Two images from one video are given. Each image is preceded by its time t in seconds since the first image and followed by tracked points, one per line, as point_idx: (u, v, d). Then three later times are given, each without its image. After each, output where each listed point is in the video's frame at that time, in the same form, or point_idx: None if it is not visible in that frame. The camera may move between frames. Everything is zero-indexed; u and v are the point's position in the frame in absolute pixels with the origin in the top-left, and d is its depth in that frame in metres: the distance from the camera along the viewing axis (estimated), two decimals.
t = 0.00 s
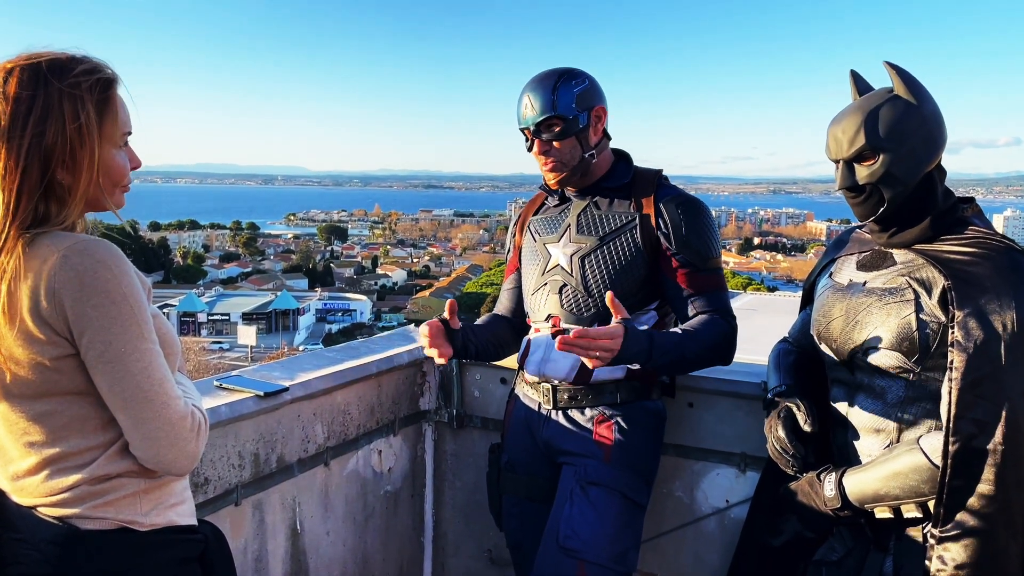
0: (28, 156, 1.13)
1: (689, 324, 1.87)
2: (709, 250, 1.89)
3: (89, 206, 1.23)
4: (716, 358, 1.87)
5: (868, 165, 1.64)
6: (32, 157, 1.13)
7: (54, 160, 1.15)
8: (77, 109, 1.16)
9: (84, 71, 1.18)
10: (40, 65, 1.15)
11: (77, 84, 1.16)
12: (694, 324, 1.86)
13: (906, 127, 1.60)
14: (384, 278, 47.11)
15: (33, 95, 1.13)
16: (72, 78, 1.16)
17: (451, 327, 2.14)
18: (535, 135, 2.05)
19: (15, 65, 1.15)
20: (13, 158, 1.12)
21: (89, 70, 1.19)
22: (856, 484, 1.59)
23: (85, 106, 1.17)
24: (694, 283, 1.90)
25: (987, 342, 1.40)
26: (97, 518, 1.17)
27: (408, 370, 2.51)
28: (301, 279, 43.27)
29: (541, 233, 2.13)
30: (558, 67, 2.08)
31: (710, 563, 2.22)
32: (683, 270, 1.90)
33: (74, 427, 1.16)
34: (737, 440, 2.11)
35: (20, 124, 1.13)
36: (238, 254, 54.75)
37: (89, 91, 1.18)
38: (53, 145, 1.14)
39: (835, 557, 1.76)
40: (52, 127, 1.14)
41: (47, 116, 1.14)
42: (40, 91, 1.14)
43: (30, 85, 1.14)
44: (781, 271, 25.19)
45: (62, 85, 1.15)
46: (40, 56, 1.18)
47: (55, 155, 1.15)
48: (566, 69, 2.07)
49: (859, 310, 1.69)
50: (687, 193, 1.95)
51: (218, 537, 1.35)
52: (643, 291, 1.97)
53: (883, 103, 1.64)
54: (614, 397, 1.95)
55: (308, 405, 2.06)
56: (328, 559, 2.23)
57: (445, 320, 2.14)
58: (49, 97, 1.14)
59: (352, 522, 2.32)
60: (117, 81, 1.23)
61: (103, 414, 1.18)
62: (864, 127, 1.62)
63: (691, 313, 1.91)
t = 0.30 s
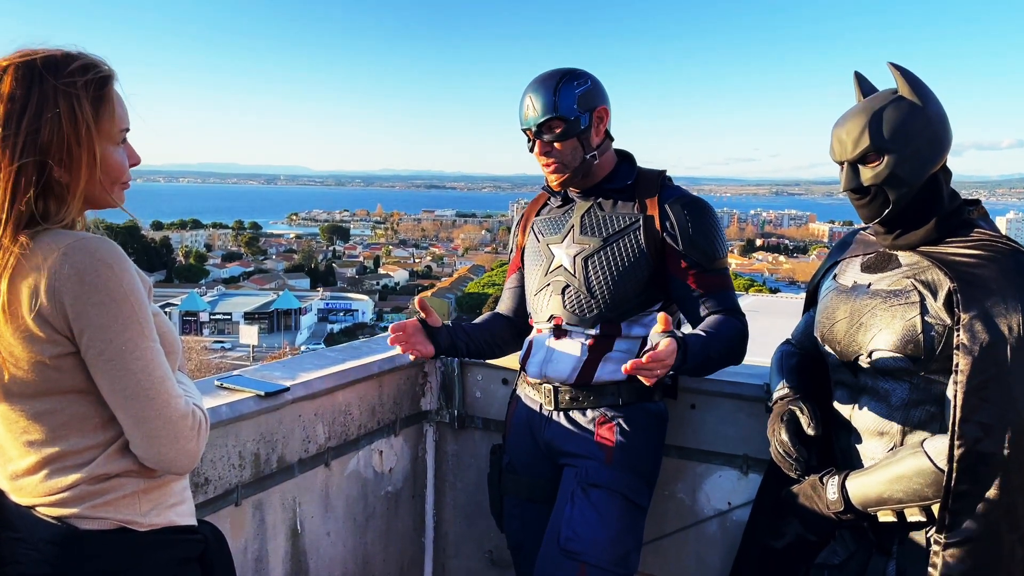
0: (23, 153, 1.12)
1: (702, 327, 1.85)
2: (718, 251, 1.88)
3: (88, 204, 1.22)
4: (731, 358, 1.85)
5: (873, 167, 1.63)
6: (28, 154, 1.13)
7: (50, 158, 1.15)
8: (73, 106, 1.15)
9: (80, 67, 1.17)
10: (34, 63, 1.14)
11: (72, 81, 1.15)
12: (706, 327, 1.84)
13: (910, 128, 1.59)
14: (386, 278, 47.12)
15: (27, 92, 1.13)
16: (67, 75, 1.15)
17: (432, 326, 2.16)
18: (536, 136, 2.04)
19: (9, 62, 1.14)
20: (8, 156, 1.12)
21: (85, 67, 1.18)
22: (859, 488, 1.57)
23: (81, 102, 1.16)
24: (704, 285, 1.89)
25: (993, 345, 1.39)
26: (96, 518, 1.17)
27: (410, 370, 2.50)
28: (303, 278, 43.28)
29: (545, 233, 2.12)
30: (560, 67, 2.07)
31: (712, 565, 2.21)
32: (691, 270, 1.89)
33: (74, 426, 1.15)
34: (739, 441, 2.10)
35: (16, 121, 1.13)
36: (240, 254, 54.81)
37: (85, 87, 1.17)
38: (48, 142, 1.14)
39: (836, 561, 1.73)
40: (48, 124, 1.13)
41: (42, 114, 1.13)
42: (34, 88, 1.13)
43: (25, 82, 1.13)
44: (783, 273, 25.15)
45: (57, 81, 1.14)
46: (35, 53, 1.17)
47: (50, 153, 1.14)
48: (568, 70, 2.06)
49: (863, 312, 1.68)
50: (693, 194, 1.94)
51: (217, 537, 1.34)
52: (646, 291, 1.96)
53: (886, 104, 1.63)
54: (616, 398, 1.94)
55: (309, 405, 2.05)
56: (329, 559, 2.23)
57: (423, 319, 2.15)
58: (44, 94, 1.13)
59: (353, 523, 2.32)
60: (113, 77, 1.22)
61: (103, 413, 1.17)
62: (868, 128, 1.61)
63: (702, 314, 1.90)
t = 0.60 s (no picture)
0: (33, 152, 1.13)
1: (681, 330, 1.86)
2: (716, 256, 1.86)
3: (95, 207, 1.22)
4: (718, 363, 1.86)
5: (875, 172, 1.62)
6: (37, 153, 1.13)
7: (59, 158, 1.15)
8: (86, 108, 1.15)
9: (95, 70, 1.18)
10: (50, 63, 1.15)
11: (86, 83, 1.16)
12: (686, 330, 1.85)
13: (911, 132, 1.59)
14: (389, 278, 47.15)
15: (41, 92, 1.13)
16: (82, 77, 1.16)
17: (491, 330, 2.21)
18: (545, 137, 2.04)
19: (26, 62, 1.15)
20: (18, 154, 1.12)
21: (100, 70, 1.18)
22: (862, 492, 1.57)
23: (94, 105, 1.16)
24: (698, 290, 1.88)
25: (997, 349, 1.39)
26: (99, 518, 1.16)
27: (412, 371, 2.50)
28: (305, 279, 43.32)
29: (549, 234, 2.12)
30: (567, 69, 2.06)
31: (715, 568, 2.20)
32: (686, 275, 1.88)
33: (79, 425, 1.15)
34: (742, 444, 2.10)
35: (27, 120, 1.13)
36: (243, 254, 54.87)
37: (99, 90, 1.17)
38: (58, 142, 1.14)
39: (841, 564, 1.74)
40: (59, 125, 1.14)
41: (54, 114, 1.13)
42: (48, 88, 1.13)
43: (39, 82, 1.13)
44: (786, 275, 25.11)
45: (71, 83, 1.14)
46: (51, 54, 1.18)
47: (60, 152, 1.14)
48: (576, 72, 2.06)
49: (867, 316, 1.67)
50: (694, 196, 1.93)
51: (219, 538, 1.34)
52: (649, 293, 1.96)
53: (887, 110, 1.62)
54: (619, 400, 1.93)
55: (312, 406, 2.05)
56: (331, 560, 2.23)
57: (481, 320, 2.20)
58: (57, 95, 1.14)
59: (355, 524, 2.32)
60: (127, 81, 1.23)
61: (108, 412, 1.17)
62: (869, 134, 1.61)
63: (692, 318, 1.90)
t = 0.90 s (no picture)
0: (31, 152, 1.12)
1: (689, 331, 1.85)
2: (723, 256, 1.85)
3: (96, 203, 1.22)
4: (730, 366, 1.85)
5: (881, 176, 1.62)
6: (34, 154, 1.12)
7: (57, 157, 1.14)
8: (81, 105, 1.15)
9: (87, 66, 1.17)
10: (41, 62, 1.14)
11: (80, 80, 1.15)
12: (694, 332, 1.84)
13: (917, 134, 1.58)
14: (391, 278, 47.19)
15: (34, 91, 1.12)
16: (75, 73, 1.15)
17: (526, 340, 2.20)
18: (547, 139, 2.04)
19: (16, 62, 1.14)
20: (15, 155, 1.11)
21: (92, 65, 1.18)
22: (868, 496, 1.57)
23: (89, 101, 1.15)
24: (709, 291, 1.87)
25: (1005, 352, 1.38)
26: (102, 519, 1.16)
27: (415, 372, 2.50)
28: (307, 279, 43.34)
29: (553, 236, 2.11)
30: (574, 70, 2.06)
31: (717, 571, 2.20)
32: (694, 277, 1.88)
33: (82, 426, 1.15)
34: (745, 447, 2.09)
35: (23, 120, 1.12)
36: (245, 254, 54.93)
37: (92, 86, 1.17)
38: (55, 142, 1.13)
39: (845, 568, 1.73)
40: (55, 124, 1.13)
41: (48, 113, 1.13)
42: (41, 87, 1.13)
43: (32, 81, 1.13)
44: (788, 277, 25.08)
45: (64, 81, 1.14)
46: (42, 52, 1.17)
47: (57, 152, 1.14)
48: (582, 73, 2.06)
49: (874, 319, 1.66)
50: (699, 199, 1.93)
51: (222, 539, 1.34)
52: (652, 297, 1.95)
53: (893, 113, 1.62)
54: (623, 402, 1.92)
55: (314, 407, 2.05)
56: (333, 562, 2.22)
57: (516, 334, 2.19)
58: (51, 93, 1.13)
59: (357, 525, 2.31)
60: (120, 76, 1.22)
61: (112, 412, 1.17)
62: (875, 138, 1.60)
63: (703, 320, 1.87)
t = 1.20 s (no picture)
0: (29, 155, 1.12)
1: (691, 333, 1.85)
2: (728, 260, 1.85)
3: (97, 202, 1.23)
4: (731, 370, 1.85)
5: (887, 177, 1.61)
6: (33, 156, 1.12)
7: (56, 158, 1.14)
8: (77, 105, 1.14)
9: (82, 65, 1.17)
10: (36, 63, 1.13)
11: (76, 80, 1.15)
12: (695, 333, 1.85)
13: (924, 136, 1.58)
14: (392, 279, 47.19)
15: (30, 92, 1.11)
16: (70, 73, 1.14)
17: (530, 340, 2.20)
18: (555, 136, 2.04)
19: (11, 63, 1.13)
20: (13, 158, 1.11)
21: (87, 64, 1.17)
22: (872, 499, 1.56)
23: (85, 101, 1.15)
24: (712, 295, 1.87)
25: (1011, 355, 1.37)
26: (106, 519, 1.16)
27: (417, 374, 2.49)
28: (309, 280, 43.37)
29: (559, 237, 2.11)
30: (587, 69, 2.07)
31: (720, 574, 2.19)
32: (698, 281, 1.87)
33: (85, 427, 1.15)
34: (749, 450, 2.09)
35: (20, 123, 1.11)
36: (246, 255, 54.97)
37: (89, 86, 1.16)
38: (53, 143, 1.13)
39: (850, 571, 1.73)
40: (53, 125, 1.13)
41: (45, 115, 1.12)
42: (37, 88, 1.12)
43: (27, 82, 1.12)
44: (790, 280, 25.05)
45: (59, 82, 1.13)
46: (35, 52, 1.16)
47: (56, 153, 1.14)
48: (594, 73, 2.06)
49: (879, 321, 1.66)
50: (704, 201, 1.92)
51: (226, 540, 1.33)
52: (657, 300, 1.96)
53: (900, 115, 1.61)
54: (628, 404, 1.92)
55: (317, 408, 2.05)
56: (335, 563, 2.22)
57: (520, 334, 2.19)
58: (48, 94, 1.12)
59: (359, 527, 2.31)
60: (116, 74, 1.22)
61: (113, 415, 1.17)
62: (881, 140, 1.60)
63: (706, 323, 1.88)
